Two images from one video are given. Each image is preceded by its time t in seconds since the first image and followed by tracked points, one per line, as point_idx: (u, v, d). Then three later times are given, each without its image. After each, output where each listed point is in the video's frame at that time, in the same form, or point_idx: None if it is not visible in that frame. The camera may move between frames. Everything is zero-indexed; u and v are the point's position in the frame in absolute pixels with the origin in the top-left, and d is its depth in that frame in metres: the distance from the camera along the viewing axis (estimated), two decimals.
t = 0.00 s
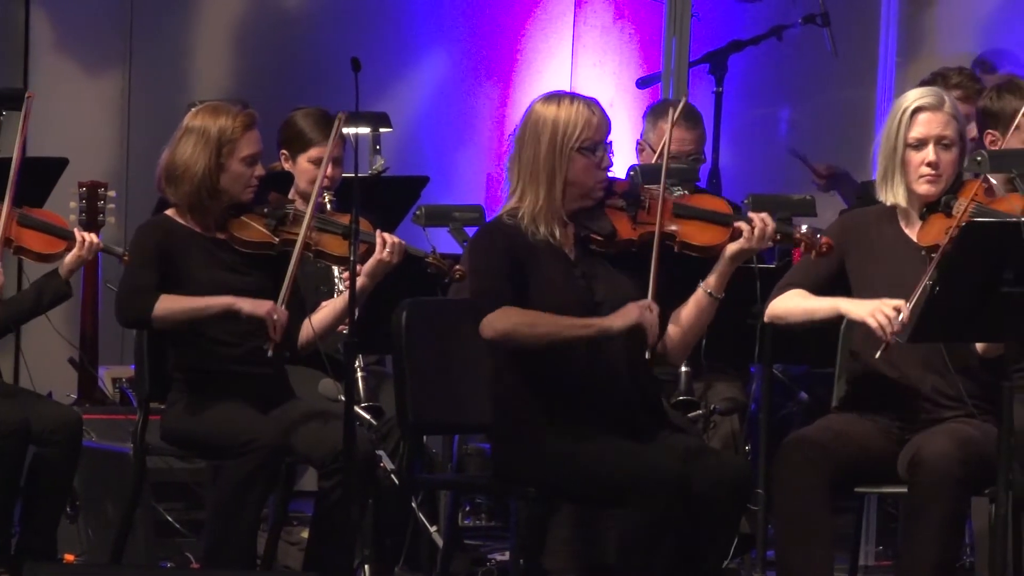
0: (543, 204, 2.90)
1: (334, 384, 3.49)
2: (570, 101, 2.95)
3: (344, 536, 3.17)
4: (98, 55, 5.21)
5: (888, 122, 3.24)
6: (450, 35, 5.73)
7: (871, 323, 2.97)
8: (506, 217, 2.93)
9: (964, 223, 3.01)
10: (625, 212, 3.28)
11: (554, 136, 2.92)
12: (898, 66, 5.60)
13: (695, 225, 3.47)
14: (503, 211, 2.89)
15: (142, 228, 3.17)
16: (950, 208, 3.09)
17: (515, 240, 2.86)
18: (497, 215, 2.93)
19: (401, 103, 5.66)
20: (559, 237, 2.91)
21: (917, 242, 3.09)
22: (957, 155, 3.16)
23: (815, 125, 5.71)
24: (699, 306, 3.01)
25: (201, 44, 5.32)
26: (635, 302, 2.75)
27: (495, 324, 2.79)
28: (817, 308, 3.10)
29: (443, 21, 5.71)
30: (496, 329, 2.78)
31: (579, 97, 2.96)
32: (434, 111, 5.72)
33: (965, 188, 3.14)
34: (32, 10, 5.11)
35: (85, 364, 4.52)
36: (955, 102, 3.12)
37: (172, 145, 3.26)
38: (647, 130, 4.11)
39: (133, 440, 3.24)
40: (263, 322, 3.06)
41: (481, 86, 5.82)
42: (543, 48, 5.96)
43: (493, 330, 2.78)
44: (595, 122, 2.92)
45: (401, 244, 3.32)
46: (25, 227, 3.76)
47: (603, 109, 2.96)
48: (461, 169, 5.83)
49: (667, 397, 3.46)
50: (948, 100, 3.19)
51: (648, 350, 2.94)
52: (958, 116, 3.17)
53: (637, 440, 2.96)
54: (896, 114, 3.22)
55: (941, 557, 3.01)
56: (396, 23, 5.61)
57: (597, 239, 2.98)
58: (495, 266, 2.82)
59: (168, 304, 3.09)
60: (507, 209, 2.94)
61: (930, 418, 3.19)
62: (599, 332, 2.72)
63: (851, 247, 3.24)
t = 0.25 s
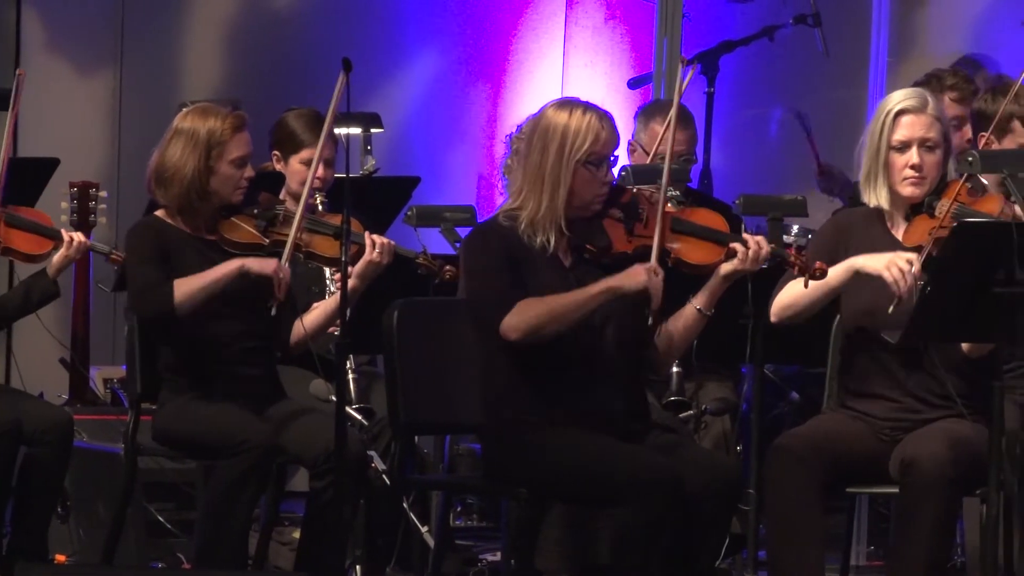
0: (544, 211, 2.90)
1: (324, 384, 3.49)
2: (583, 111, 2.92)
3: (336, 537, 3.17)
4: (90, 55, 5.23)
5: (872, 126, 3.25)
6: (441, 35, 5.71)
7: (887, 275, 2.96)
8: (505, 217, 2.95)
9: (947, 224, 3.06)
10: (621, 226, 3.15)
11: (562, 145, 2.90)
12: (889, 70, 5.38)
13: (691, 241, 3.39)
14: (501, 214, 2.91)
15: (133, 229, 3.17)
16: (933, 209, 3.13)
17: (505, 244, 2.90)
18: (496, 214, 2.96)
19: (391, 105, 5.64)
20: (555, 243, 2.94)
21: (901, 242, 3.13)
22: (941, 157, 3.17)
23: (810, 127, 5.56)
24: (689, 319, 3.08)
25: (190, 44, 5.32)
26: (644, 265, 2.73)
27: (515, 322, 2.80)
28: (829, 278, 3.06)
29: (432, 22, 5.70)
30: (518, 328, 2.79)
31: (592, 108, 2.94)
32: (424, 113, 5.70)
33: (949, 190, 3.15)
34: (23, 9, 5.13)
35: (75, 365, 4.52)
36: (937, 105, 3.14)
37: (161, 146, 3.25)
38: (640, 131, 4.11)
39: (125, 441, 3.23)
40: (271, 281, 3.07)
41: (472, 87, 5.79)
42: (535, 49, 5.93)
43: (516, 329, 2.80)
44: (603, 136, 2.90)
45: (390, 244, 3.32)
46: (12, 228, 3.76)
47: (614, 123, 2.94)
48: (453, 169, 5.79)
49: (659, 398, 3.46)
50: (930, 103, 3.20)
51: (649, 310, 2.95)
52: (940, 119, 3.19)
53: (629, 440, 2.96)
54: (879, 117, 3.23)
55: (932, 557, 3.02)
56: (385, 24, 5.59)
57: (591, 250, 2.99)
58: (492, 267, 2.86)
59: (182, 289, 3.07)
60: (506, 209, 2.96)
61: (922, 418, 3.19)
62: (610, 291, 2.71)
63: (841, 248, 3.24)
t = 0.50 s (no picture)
0: (539, 208, 2.90)
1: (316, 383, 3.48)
2: (573, 106, 2.93)
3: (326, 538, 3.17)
4: (82, 56, 5.23)
5: (869, 121, 3.24)
6: (433, 35, 5.70)
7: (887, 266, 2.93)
8: (500, 216, 2.93)
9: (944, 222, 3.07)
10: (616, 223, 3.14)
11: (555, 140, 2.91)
12: (882, 65, 5.39)
13: (686, 239, 3.38)
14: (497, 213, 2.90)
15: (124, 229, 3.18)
16: (929, 206, 3.14)
17: (500, 242, 2.88)
18: (490, 215, 2.94)
19: (382, 104, 5.63)
20: (552, 241, 2.93)
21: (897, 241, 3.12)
22: (938, 154, 3.17)
23: (799, 128, 5.57)
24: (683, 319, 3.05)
25: (183, 44, 5.31)
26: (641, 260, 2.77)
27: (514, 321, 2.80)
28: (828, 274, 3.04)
29: (424, 21, 5.68)
30: (517, 323, 2.79)
31: (582, 103, 2.95)
32: (415, 112, 5.69)
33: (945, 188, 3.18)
34: (14, 12, 5.14)
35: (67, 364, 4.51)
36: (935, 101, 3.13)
37: (150, 147, 3.27)
38: (630, 131, 4.11)
39: (116, 441, 3.23)
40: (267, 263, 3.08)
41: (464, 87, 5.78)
42: (526, 49, 5.92)
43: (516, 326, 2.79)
44: (596, 129, 2.91)
45: (387, 245, 3.30)
46: None
47: (605, 118, 2.95)
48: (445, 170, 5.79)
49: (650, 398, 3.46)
50: (928, 99, 3.19)
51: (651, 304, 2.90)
52: (938, 116, 3.18)
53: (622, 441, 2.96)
54: (876, 112, 3.22)
55: (923, 558, 3.02)
56: (377, 23, 5.58)
57: (585, 247, 2.95)
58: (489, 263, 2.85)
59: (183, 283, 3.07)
60: (501, 209, 2.94)
61: (913, 418, 3.19)
62: (607, 284, 2.72)
63: (839, 246, 3.22)
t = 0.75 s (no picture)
0: (531, 211, 2.87)
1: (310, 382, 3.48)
2: (570, 110, 2.90)
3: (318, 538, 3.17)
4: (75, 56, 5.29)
5: (875, 119, 3.20)
6: (423, 35, 5.65)
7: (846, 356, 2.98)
8: (490, 219, 2.89)
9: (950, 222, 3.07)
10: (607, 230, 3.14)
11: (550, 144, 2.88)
12: (872, 66, 5.42)
13: (676, 247, 3.38)
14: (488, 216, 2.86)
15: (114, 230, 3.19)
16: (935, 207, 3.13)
17: (492, 244, 2.84)
18: (481, 217, 2.90)
19: (373, 104, 5.61)
20: (544, 245, 2.89)
21: (900, 242, 3.10)
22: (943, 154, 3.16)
23: (791, 127, 5.51)
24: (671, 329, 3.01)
25: (173, 45, 5.34)
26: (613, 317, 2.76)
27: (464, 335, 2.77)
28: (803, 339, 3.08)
29: (415, 20, 5.64)
30: (466, 340, 2.77)
31: (580, 108, 2.92)
32: (407, 112, 5.64)
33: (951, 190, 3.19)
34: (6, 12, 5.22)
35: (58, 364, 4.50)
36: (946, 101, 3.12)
37: (142, 145, 3.27)
38: (620, 131, 4.11)
39: (108, 442, 3.23)
40: (237, 330, 3.06)
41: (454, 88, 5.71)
42: (518, 49, 5.82)
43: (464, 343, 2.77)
44: (590, 135, 2.88)
45: (383, 245, 3.30)
46: None
47: (602, 125, 2.93)
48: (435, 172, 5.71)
49: (641, 398, 3.46)
50: (934, 99, 3.18)
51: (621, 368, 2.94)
52: (944, 116, 3.18)
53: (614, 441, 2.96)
54: (883, 110, 3.19)
55: (915, 558, 3.02)
56: (368, 22, 5.56)
57: (576, 251, 2.91)
58: (476, 268, 2.81)
59: (143, 318, 3.08)
60: (492, 211, 2.91)
61: (905, 419, 3.19)
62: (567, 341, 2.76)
63: (834, 246, 3.22)
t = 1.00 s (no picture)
0: (521, 210, 2.87)
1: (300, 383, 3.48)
2: (561, 110, 2.89)
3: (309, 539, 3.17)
4: (65, 56, 5.21)
5: (872, 119, 3.21)
6: (416, 36, 5.70)
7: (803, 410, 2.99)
8: (482, 220, 2.90)
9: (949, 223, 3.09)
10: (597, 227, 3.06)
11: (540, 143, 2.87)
12: (863, 67, 5.37)
13: (665, 246, 3.28)
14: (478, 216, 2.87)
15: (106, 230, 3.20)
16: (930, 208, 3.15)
17: (482, 243, 2.85)
18: (473, 218, 2.90)
19: (365, 104, 5.61)
20: (536, 244, 2.89)
21: (896, 244, 3.13)
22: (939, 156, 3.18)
23: (780, 126, 5.54)
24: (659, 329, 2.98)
25: (165, 46, 5.30)
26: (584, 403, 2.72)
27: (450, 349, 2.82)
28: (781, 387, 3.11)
29: (404, 21, 5.67)
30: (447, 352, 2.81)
31: (571, 107, 2.91)
32: (400, 115, 5.69)
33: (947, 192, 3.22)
34: None
35: (48, 365, 4.49)
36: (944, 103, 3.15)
37: (133, 144, 3.27)
38: (611, 131, 4.11)
39: (98, 442, 3.24)
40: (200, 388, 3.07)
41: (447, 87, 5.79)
42: (509, 49, 5.94)
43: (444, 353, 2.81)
44: (581, 134, 2.88)
45: (369, 240, 3.29)
46: None
47: (592, 124, 2.92)
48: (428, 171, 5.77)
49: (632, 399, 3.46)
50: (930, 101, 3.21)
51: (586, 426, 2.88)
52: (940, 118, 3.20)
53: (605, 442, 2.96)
54: (881, 110, 3.20)
55: (907, 559, 3.01)
56: (359, 24, 5.57)
57: (566, 250, 2.90)
58: (468, 265, 2.82)
59: (117, 343, 3.10)
60: (483, 211, 2.91)
61: (896, 419, 3.20)
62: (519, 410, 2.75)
63: (827, 245, 3.22)
